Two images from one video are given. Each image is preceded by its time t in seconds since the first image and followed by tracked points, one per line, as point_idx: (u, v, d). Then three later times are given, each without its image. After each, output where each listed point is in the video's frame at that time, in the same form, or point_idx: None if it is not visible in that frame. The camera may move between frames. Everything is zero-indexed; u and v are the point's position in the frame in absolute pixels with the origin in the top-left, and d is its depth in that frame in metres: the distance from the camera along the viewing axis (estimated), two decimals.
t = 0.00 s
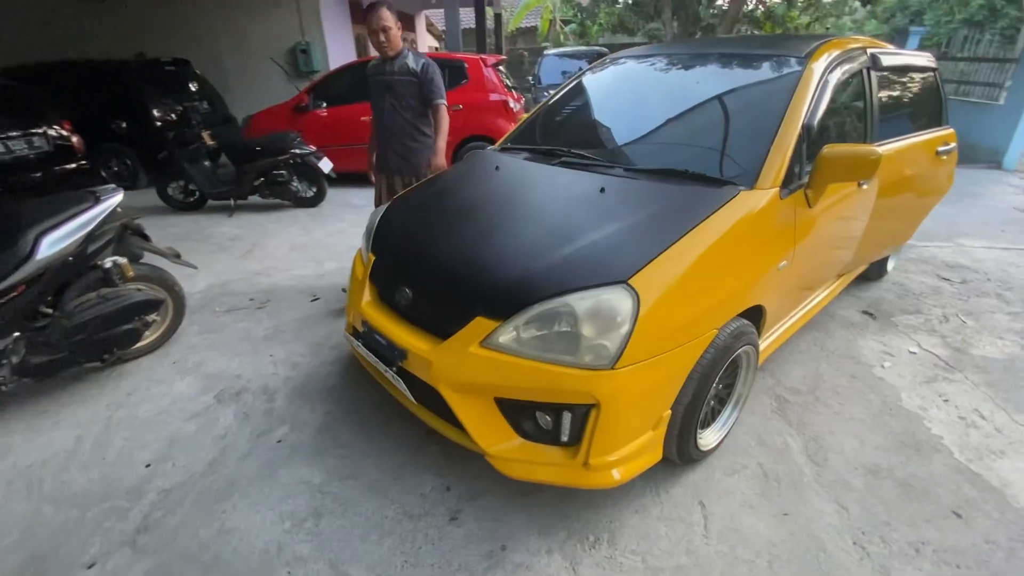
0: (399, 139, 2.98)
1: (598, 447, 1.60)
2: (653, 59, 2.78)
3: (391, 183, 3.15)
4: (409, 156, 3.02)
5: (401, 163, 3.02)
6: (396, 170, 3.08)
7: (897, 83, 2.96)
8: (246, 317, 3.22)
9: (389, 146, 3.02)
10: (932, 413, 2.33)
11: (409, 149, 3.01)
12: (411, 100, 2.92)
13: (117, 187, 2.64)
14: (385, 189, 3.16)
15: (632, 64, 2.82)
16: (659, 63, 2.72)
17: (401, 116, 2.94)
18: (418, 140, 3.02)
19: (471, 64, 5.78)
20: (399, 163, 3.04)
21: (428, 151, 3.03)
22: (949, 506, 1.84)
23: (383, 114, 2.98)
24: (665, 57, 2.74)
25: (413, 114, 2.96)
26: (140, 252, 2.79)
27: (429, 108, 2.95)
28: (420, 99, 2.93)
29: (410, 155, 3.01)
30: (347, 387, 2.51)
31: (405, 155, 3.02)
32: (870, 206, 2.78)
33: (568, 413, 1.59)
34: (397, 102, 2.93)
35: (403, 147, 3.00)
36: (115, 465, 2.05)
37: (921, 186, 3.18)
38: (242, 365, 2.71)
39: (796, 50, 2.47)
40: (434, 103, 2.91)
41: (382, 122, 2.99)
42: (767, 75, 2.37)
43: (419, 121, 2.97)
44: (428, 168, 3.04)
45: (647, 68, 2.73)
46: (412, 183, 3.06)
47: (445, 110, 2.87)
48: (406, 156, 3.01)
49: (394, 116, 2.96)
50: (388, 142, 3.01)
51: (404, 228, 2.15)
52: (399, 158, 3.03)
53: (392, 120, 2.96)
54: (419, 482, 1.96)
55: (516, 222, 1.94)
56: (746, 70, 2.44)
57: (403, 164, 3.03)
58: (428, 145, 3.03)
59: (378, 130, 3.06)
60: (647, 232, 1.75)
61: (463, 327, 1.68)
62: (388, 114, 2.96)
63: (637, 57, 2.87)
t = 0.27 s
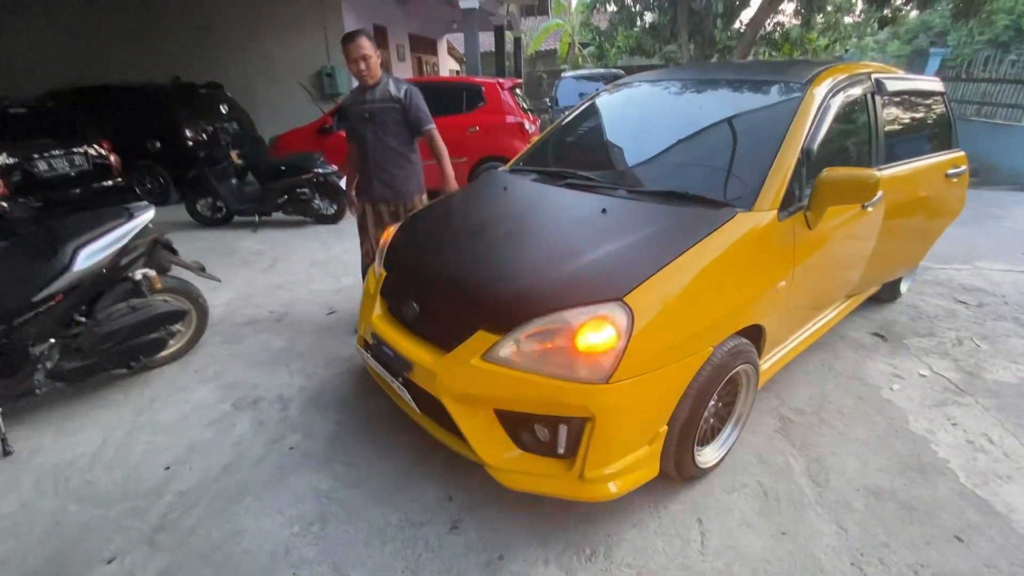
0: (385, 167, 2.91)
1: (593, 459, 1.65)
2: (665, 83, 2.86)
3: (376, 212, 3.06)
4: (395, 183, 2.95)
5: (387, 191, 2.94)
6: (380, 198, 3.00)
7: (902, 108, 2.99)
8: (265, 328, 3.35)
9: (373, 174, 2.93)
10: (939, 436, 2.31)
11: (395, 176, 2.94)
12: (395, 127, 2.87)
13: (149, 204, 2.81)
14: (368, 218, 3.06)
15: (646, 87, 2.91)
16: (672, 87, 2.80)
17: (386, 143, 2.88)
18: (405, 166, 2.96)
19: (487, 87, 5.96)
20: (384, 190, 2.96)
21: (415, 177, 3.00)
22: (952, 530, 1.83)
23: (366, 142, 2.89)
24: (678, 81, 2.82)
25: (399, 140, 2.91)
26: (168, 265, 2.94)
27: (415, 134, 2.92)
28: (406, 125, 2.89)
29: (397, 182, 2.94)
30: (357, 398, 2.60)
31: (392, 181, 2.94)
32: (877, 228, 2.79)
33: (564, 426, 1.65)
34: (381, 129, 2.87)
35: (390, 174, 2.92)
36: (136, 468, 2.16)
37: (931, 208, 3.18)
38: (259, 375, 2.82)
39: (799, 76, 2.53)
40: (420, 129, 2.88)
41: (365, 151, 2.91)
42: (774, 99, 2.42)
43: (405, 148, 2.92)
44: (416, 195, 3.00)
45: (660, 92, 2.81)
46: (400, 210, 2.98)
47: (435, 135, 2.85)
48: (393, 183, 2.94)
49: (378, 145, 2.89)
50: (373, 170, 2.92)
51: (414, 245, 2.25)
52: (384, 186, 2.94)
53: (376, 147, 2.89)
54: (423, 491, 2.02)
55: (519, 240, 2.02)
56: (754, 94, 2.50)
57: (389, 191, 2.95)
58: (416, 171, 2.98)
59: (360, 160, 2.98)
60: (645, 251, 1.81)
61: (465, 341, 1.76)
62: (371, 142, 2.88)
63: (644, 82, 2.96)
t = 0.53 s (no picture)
0: (365, 182, 2.85)
1: (584, 473, 1.68)
2: (672, 105, 2.92)
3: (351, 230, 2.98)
4: (374, 200, 2.89)
5: (365, 207, 2.87)
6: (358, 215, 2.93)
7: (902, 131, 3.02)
8: (274, 341, 3.43)
9: (353, 189, 2.87)
10: (940, 459, 2.29)
11: (375, 192, 2.88)
12: (377, 143, 2.84)
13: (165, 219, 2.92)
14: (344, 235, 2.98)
15: (653, 109, 2.97)
16: (678, 109, 2.86)
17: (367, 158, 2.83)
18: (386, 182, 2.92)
19: (496, 109, 6.10)
20: (362, 207, 2.89)
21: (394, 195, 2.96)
22: (949, 554, 1.81)
23: (346, 156, 2.84)
24: (685, 104, 2.88)
25: (381, 156, 2.87)
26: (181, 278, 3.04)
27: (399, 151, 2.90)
28: (390, 141, 2.87)
29: (377, 198, 2.88)
30: (359, 411, 2.65)
31: (371, 197, 2.88)
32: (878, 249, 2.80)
33: (556, 439, 1.69)
34: (363, 144, 2.81)
35: (370, 190, 2.86)
36: (144, 473, 2.22)
37: (933, 230, 3.19)
38: (265, 386, 2.89)
39: (796, 100, 2.59)
40: (403, 145, 2.86)
41: (344, 165, 2.85)
42: (774, 122, 2.47)
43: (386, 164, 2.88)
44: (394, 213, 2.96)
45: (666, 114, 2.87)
46: (378, 227, 2.92)
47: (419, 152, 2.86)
48: (372, 199, 2.88)
49: (358, 160, 2.83)
50: (352, 185, 2.86)
51: (416, 261, 2.32)
52: (363, 202, 2.88)
53: (357, 162, 2.83)
54: (419, 503, 2.05)
55: (516, 257, 2.08)
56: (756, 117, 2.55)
57: (368, 207, 2.89)
58: (395, 188, 2.95)
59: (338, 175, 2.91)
60: (638, 269, 1.85)
61: (461, 355, 1.81)
62: (351, 156, 2.83)
63: (651, 104, 3.03)
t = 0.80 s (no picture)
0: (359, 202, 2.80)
1: (587, 482, 1.71)
2: (687, 121, 2.96)
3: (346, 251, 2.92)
4: (368, 220, 2.83)
5: (359, 229, 2.82)
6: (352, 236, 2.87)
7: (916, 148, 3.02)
8: (292, 349, 3.54)
9: (347, 209, 2.83)
10: (955, 479, 2.25)
11: (370, 213, 2.82)
12: (373, 164, 2.81)
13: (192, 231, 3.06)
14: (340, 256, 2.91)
15: (668, 125, 3.02)
16: (693, 125, 2.90)
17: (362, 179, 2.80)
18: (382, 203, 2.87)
19: (513, 125, 6.22)
20: (356, 227, 2.83)
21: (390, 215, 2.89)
22: None
23: (341, 176, 2.81)
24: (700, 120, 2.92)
25: (376, 177, 2.83)
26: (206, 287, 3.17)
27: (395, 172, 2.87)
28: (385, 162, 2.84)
29: (371, 218, 2.82)
30: (372, 418, 2.72)
31: (366, 218, 2.82)
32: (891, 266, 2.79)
33: (560, 448, 1.73)
34: (358, 165, 2.79)
35: (364, 211, 2.81)
36: (165, 474, 2.32)
37: (950, 247, 3.15)
38: (283, 392, 2.98)
39: (805, 118, 2.62)
40: (399, 166, 2.83)
41: (340, 184, 2.82)
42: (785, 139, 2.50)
43: (381, 185, 2.84)
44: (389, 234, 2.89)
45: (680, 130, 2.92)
46: (373, 247, 2.86)
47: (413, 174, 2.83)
48: (366, 220, 2.82)
49: (353, 180, 2.80)
50: (346, 205, 2.82)
51: (429, 272, 2.39)
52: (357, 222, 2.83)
53: (352, 182, 2.80)
54: (427, 510, 2.09)
55: (525, 270, 2.13)
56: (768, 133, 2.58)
57: (362, 227, 2.83)
58: (391, 210, 2.90)
59: (333, 195, 2.88)
60: (644, 282, 1.89)
61: (470, 363, 1.86)
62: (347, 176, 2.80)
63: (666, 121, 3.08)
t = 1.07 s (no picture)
0: (342, 222, 2.73)
1: (586, 492, 1.73)
2: (697, 135, 2.99)
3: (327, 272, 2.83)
4: (350, 241, 2.76)
5: (341, 250, 2.74)
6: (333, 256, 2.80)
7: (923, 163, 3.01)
8: (303, 356, 3.61)
9: (329, 228, 2.75)
10: (963, 498, 2.22)
11: (352, 233, 2.76)
12: (358, 183, 2.74)
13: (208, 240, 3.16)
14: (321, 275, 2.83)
15: (678, 138, 3.05)
16: (702, 139, 2.93)
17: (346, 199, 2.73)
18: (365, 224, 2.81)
19: (523, 138, 6.30)
20: (337, 248, 2.76)
21: (374, 237, 2.83)
22: None
23: (324, 194, 2.74)
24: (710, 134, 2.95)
25: (361, 197, 2.77)
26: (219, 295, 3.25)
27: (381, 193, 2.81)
28: (371, 182, 2.78)
29: (353, 239, 2.76)
30: (378, 426, 2.75)
31: (348, 238, 2.76)
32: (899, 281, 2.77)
33: (560, 457, 1.75)
34: (341, 184, 2.71)
35: (347, 231, 2.75)
36: (176, 476, 2.37)
37: (959, 262, 3.13)
38: (292, 399, 3.04)
39: (809, 133, 2.64)
40: (385, 187, 2.77)
41: (321, 202, 2.75)
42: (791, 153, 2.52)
43: (365, 205, 2.78)
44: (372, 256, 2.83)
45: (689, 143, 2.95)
46: (356, 270, 2.79)
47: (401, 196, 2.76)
48: (349, 240, 2.75)
49: (336, 199, 2.73)
50: (329, 224, 2.75)
51: (435, 282, 2.44)
52: (338, 243, 2.76)
53: (336, 201, 2.73)
54: (429, 517, 2.12)
55: (528, 282, 2.17)
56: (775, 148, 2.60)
57: (344, 248, 2.76)
58: (375, 232, 2.84)
59: (314, 213, 2.80)
60: (645, 294, 1.92)
61: (472, 373, 1.90)
62: (330, 194, 2.72)
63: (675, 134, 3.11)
